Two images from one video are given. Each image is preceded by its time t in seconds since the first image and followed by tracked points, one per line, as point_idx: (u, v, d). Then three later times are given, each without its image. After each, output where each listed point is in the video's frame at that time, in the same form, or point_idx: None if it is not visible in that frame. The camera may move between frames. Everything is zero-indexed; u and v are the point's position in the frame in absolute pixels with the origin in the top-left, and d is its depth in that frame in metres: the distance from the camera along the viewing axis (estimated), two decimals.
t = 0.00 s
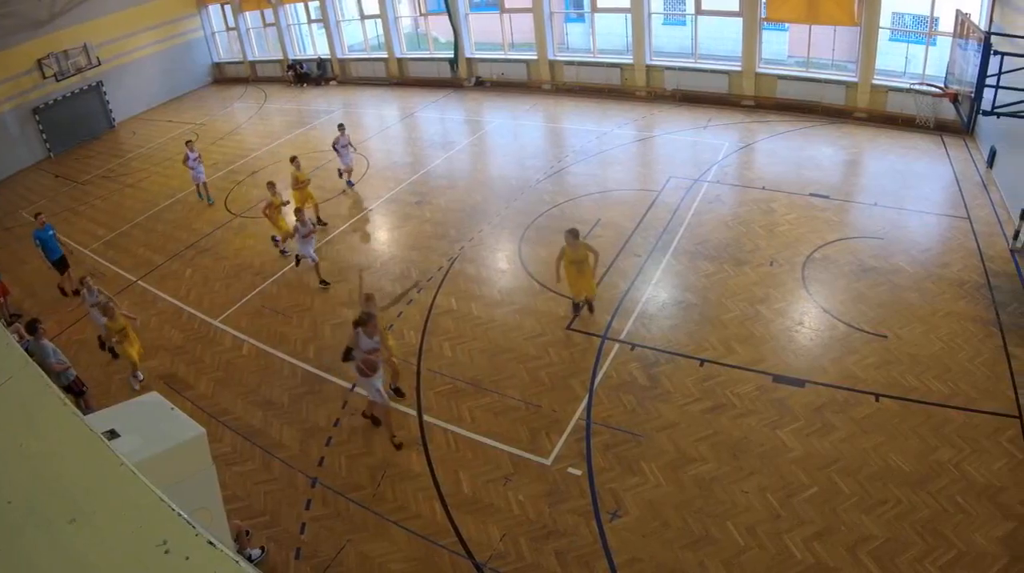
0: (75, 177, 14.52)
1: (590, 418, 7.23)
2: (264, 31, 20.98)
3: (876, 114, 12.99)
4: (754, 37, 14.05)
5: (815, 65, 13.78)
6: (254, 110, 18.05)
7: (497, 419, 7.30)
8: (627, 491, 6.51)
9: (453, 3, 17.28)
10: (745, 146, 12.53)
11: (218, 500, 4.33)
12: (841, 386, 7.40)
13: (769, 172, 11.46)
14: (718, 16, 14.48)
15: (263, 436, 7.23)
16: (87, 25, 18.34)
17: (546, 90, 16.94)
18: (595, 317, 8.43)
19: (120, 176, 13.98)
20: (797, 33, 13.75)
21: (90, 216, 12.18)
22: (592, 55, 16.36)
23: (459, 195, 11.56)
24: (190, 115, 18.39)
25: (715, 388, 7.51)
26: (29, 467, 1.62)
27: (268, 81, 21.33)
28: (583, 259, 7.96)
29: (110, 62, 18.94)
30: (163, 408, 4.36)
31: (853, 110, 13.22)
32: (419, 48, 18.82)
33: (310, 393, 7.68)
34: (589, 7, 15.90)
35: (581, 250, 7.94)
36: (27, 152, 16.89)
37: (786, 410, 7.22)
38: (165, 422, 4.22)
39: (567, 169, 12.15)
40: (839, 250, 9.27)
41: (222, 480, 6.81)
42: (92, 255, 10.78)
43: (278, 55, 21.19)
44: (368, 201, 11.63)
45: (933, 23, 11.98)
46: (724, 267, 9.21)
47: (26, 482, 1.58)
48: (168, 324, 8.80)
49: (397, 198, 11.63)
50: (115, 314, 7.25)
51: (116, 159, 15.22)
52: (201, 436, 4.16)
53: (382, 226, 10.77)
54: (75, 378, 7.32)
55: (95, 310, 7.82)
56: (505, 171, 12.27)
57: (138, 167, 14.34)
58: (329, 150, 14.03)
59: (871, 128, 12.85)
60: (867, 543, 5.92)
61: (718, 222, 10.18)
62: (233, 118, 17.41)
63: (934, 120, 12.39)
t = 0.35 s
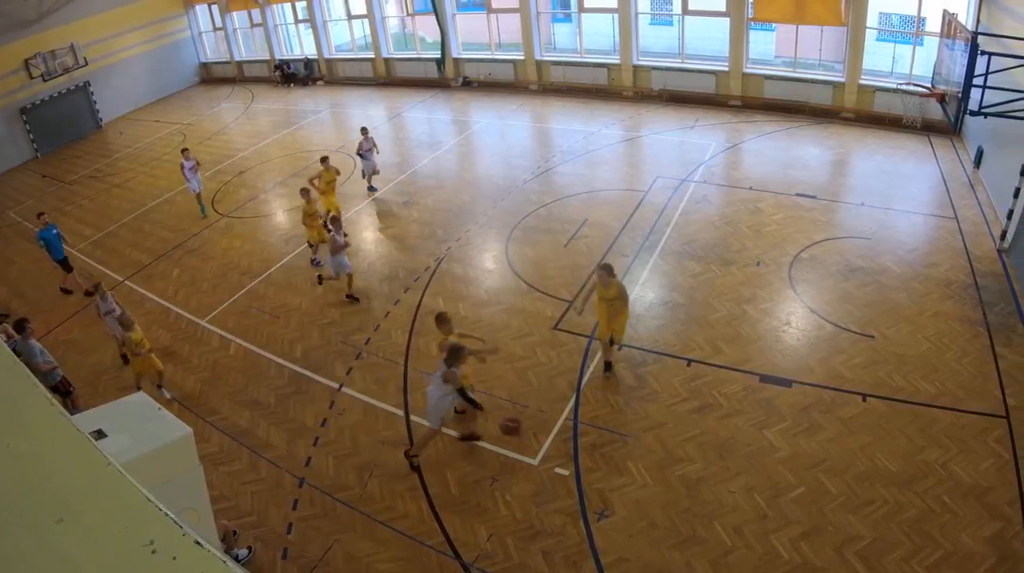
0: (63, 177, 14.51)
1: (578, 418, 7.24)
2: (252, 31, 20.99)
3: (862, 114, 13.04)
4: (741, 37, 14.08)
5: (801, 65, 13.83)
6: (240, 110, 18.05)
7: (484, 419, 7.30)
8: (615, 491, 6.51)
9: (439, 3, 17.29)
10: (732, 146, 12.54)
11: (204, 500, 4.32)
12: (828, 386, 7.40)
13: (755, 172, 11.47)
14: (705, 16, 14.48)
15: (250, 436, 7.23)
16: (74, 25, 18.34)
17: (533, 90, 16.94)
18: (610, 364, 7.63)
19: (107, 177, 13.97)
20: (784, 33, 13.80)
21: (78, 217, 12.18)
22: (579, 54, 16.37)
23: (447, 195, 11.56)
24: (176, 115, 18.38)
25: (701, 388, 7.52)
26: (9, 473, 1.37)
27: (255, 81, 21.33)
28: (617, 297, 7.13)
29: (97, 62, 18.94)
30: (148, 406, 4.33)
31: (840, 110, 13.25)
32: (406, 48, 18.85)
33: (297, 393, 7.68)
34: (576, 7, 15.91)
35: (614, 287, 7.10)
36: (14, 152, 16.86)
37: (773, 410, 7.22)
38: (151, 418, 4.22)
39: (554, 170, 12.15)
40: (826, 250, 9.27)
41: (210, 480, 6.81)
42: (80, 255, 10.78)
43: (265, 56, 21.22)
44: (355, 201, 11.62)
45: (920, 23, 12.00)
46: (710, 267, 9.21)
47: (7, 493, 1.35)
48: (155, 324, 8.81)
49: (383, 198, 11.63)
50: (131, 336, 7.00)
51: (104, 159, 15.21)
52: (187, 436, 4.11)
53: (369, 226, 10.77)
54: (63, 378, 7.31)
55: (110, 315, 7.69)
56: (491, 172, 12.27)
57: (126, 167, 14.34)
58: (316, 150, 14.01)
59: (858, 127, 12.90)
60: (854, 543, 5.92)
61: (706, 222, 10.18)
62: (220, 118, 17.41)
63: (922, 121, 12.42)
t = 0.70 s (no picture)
0: (49, 177, 14.48)
1: (564, 418, 7.24)
2: (238, 31, 21.01)
3: (849, 114, 13.08)
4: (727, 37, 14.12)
5: (788, 65, 13.87)
6: (227, 110, 18.05)
7: (470, 419, 7.30)
8: (601, 491, 6.51)
9: (425, 3, 17.32)
10: (719, 146, 12.55)
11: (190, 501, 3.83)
12: (813, 386, 7.40)
13: (742, 172, 11.48)
14: (691, 17, 14.56)
15: (237, 436, 7.23)
16: (61, 25, 18.32)
17: (519, 90, 16.94)
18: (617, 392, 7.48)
19: (94, 177, 13.95)
20: (770, 33, 13.85)
21: (65, 217, 12.16)
22: (565, 54, 16.41)
23: (433, 195, 11.56)
24: (162, 115, 18.37)
25: (687, 388, 7.52)
26: None
27: (241, 81, 21.33)
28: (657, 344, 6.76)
29: (83, 62, 18.91)
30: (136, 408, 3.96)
31: (826, 110, 13.31)
32: (392, 48, 18.88)
33: (283, 393, 7.68)
34: (562, 7, 15.93)
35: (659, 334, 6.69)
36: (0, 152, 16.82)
37: (759, 410, 7.23)
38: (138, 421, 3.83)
39: (541, 170, 12.14)
40: (813, 250, 9.28)
41: (196, 480, 6.80)
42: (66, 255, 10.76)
43: (251, 56, 21.22)
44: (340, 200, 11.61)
45: (905, 23, 12.12)
46: (697, 267, 9.21)
47: None
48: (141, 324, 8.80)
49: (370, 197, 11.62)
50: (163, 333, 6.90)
51: (91, 159, 15.18)
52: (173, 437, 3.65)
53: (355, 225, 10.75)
54: (49, 378, 7.30)
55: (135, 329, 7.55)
56: (478, 172, 12.27)
57: (113, 167, 14.32)
58: (302, 151, 13.99)
59: (844, 127, 12.94)
60: (841, 543, 5.92)
61: (692, 222, 10.19)
62: (206, 118, 17.40)
63: (908, 121, 12.46)
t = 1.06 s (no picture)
0: (36, 178, 14.45)
1: (551, 418, 7.24)
2: (225, 31, 21.01)
3: (836, 114, 13.16)
4: (714, 37, 14.17)
5: (775, 65, 13.93)
6: (213, 110, 18.04)
7: (457, 419, 7.30)
8: (588, 491, 6.51)
9: (412, 3, 17.35)
10: (706, 146, 12.57)
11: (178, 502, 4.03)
12: (801, 386, 7.40)
13: (729, 171, 11.50)
14: (678, 17, 14.60)
15: (224, 436, 7.23)
16: (47, 26, 18.29)
17: (506, 90, 16.95)
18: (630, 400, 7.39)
19: (81, 177, 13.93)
20: (757, 33, 13.89)
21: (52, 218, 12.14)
22: (552, 54, 16.44)
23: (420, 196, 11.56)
24: (149, 116, 18.36)
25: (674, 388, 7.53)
26: None
27: (228, 81, 21.32)
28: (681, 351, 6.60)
29: (70, 62, 18.88)
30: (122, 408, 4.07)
31: (813, 111, 13.38)
32: (379, 48, 18.89)
33: (270, 393, 7.67)
34: (549, 7, 15.96)
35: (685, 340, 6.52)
36: None
37: (746, 410, 7.22)
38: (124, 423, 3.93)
39: (528, 170, 12.14)
40: (799, 250, 9.29)
41: (183, 480, 6.79)
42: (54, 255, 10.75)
43: (238, 56, 21.22)
44: (327, 201, 11.60)
45: (893, 23, 12.20)
46: (684, 267, 9.21)
47: None
48: (128, 324, 8.80)
49: (356, 197, 11.63)
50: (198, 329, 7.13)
51: (79, 159, 15.16)
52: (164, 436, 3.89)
53: (342, 225, 10.75)
54: (37, 378, 7.29)
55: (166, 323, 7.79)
56: (464, 172, 12.27)
57: (101, 168, 14.30)
58: (289, 151, 13.99)
59: (832, 127, 12.99)
60: (828, 543, 5.92)
61: (679, 222, 10.19)
62: (193, 119, 17.39)
63: (895, 121, 12.54)
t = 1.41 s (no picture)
0: (21, 178, 14.39)
1: (538, 418, 7.24)
2: (212, 31, 21.04)
3: (822, 114, 13.33)
4: (701, 37, 14.37)
5: (761, 65, 14.11)
6: (199, 110, 18.04)
7: (444, 419, 7.30)
8: (574, 491, 6.51)
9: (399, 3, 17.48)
10: (692, 146, 12.65)
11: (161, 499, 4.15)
12: (787, 386, 7.41)
13: (715, 172, 11.55)
14: (664, 18, 14.79)
15: (210, 436, 7.22)
16: (32, 25, 18.24)
17: (492, 90, 17.09)
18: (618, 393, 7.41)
19: (67, 178, 13.88)
20: (742, 34, 14.07)
21: (38, 218, 12.10)
22: (538, 54, 16.58)
23: (406, 196, 11.55)
24: (135, 116, 18.33)
25: (661, 388, 7.53)
26: None
27: (214, 80, 21.33)
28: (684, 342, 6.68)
29: (56, 62, 18.83)
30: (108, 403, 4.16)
31: (800, 110, 13.56)
32: (365, 48, 18.98)
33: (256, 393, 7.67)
34: (535, 7, 16.11)
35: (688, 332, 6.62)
36: None
37: (732, 410, 7.23)
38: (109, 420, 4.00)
39: (514, 170, 12.16)
40: (785, 250, 9.31)
41: (168, 480, 6.78)
42: (40, 255, 10.72)
43: (224, 56, 21.26)
44: (313, 201, 11.61)
45: (879, 23, 12.36)
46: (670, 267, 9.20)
47: None
48: (114, 324, 8.80)
49: (342, 197, 11.64)
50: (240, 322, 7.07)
51: (64, 160, 15.12)
52: (147, 437, 3.95)
53: (329, 225, 10.76)
54: (22, 378, 7.28)
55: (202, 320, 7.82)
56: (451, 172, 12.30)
57: (87, 168, 14.27)
58: (275, 151, 13.99)
59: (818, 127, 13.15)
60: (814, 543, 5.92)
61: (665, 222, 10.20)
62: (179, 118, 17.38)
63: (881, 121, 12.67)
